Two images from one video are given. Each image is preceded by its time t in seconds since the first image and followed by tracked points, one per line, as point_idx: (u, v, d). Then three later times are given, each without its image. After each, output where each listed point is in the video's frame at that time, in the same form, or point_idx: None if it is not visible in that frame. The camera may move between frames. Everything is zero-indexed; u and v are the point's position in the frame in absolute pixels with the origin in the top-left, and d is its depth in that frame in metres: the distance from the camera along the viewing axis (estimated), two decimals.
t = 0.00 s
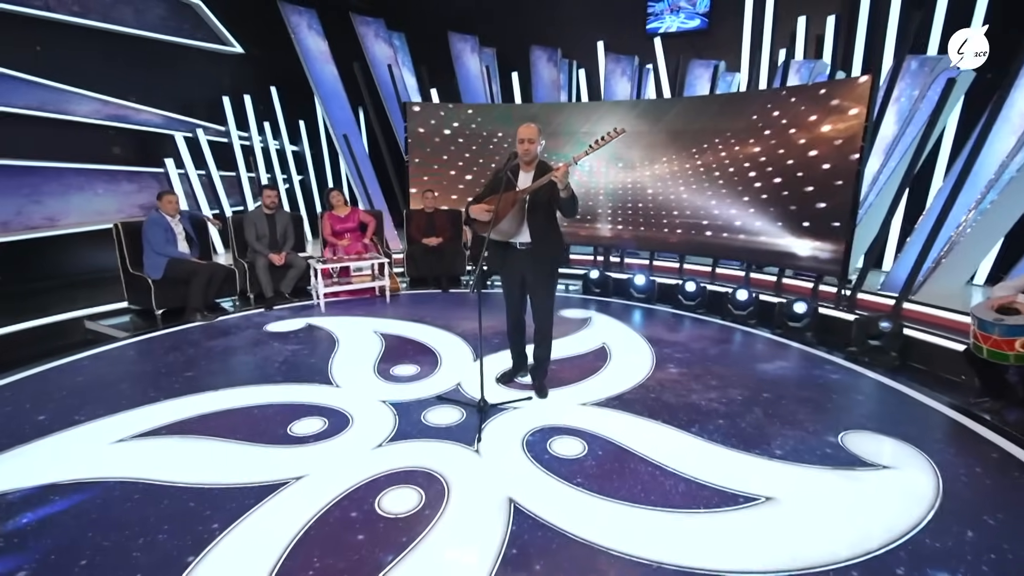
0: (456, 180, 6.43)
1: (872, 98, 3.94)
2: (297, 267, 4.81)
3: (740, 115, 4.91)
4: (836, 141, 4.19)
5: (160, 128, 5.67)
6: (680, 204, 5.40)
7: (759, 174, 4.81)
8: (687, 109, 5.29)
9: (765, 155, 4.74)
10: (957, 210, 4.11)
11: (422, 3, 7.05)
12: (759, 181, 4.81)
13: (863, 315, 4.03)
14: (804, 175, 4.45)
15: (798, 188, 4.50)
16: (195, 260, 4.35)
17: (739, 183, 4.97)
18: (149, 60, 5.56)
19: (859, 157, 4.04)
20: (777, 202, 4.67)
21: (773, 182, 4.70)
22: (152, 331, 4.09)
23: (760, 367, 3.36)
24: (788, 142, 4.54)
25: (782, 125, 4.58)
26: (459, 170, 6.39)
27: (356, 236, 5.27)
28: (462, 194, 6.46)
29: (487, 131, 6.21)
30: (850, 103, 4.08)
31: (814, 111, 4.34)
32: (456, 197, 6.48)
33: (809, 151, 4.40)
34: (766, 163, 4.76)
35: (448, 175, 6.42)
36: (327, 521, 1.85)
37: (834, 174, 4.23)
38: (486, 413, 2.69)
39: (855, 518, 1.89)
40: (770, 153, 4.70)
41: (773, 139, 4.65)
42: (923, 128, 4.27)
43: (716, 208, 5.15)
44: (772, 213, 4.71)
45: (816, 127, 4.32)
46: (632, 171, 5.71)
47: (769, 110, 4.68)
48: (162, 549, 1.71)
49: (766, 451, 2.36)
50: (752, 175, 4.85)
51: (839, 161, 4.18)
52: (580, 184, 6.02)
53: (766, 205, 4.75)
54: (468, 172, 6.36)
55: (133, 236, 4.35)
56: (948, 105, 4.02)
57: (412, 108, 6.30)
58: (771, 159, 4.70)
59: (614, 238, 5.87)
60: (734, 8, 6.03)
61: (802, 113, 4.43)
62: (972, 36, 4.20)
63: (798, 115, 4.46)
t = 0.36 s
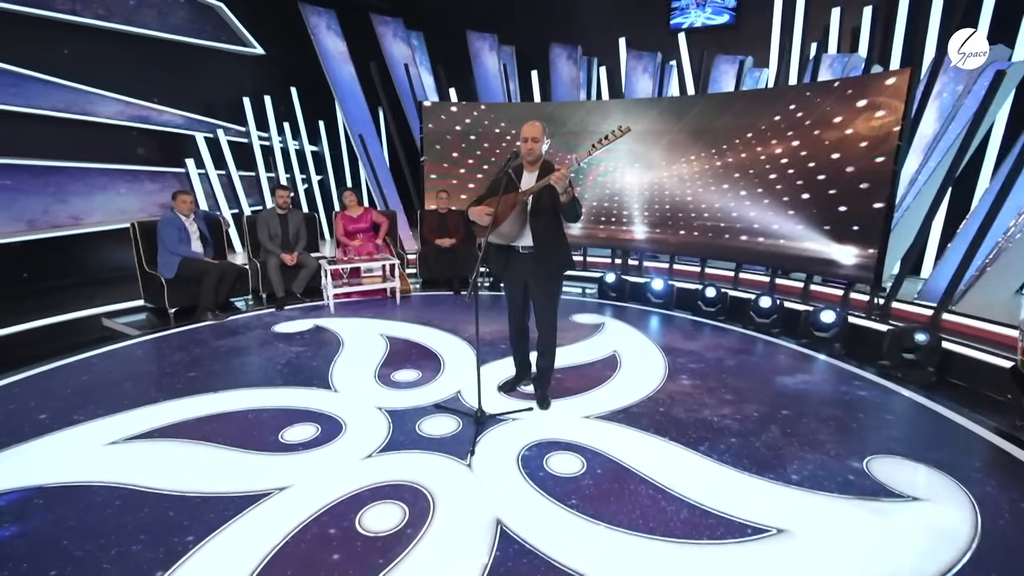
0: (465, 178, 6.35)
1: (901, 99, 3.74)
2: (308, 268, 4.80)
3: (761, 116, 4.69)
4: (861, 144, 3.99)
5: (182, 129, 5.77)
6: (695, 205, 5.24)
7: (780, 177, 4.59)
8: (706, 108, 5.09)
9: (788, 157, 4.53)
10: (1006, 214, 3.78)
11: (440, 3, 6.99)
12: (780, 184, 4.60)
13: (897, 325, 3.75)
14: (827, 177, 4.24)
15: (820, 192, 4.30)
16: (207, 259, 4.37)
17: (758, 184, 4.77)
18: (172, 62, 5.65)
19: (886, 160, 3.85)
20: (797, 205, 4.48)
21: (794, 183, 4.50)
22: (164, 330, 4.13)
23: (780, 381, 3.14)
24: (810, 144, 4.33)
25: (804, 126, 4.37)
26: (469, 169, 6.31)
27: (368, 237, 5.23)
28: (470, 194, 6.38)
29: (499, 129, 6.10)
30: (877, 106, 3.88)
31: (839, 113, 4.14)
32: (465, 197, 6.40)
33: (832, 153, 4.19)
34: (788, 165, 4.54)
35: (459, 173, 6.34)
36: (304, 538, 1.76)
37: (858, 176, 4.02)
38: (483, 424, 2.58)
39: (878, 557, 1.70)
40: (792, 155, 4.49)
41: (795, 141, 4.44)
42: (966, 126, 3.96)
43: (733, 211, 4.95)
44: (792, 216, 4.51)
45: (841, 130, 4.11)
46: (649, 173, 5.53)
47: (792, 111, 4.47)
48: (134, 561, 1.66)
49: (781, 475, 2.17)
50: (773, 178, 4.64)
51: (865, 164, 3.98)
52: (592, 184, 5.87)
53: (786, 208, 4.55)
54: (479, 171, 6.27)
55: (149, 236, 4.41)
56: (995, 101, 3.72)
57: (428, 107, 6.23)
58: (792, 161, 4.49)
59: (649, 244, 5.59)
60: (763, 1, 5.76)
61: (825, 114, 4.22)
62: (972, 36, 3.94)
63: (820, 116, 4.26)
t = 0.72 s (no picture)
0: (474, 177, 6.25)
1: (926, 101, 3.53)
2: (318, 268, 4.79)
3: (780, 117, 4.49)
4: (883, 146, 3.79)
5: (201, 130, 5.83)
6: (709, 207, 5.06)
7: (798, 180, 4.38)
8: (723, 108, 4.90)
9: (806, 159, 4.32)
10: None
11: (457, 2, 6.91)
12: (797, 186, 4.40)
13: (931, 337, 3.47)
14: (846, 180, 4.03)
15: (837, 194, 4.10)
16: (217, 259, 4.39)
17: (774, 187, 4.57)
18: (191, 63, 5.72)
19: (907, 164, 3.65)
20: (813, 207, 4.28)
21: (812, 186, 4.29)
22: (174, 329, 4.16)
23: (798, 395, 2.94)
24: (831, 146, 4.13)
25: (824, 127, 4.17)
26: (481, 168, 6.22)
27: (378, 237, 5.19)
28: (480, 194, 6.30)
29: (510, 126, 5.99)
30: (901, 107, 3.68)
31: (861, 114, 3.94)
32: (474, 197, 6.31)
33: (853, 155, 3.99)
34: (807, 167, 4.33)
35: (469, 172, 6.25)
36: (275, 555, 1.68)
37: (878, 179, 3.83)
38: (477, 435, 2.47)
39: None
40: (811, 156, 4.29)
41: (814, 142, 4.24)
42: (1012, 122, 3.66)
43: (748, 213, 4.76)
44: (810, 220, 4.30)
45: (863, 132, 3.92)
46: (663, 174, 5.35)
47: (813, 111, 4.26)
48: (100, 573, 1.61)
49: (792, 502, 1.99)
50: (790, 179, 4.44)
51: (885, 167, 3.79)
52: (604, 185, 5.72)
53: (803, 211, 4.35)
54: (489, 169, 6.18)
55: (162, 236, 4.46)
56: None
57: (445, 110, 6.18)
58: (811, 162, 4.28)
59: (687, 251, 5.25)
60: None
61: (847, 114, 4.01)
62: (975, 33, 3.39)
63: (841, 117, 4.05)
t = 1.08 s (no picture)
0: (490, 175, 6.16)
1: (956, 103, 3.31)
2: (331, 269, 4.81)
3: (805, 118, 4.28)
4: (908, 149, 3.57)
5: (224, 132, 5.95)
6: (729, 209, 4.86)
7: (820, 182, 4.17)
8: (745, 108, 4.70)
9: (830, 161, 4.10)
10: None
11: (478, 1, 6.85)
12: (818, 188, 4.18)
13: (971, 351, 3.20)
14: (870, 183, 3.81)
15: (859, 197, 3.88)
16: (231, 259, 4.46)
17: (795, 189, 4.35)
18: (216, 67, 5.83)
19: (933, 167, 3.42)
20: (834, 210, 4.07)
21: (834, 189, 4.07)
22: (189, 327, 4.24)
23: (817, 410, 2.74)
24: (855, 147, 3.91)
25: (849, 128, 3.96)
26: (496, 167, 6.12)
27: (392, 238, 5.18)
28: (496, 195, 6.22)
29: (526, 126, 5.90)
30: (930, 109, 3.45)
31: (888, 115, 3.72)
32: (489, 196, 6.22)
33: (877, 158, 3.77)
34: (830, 168, 4.11)
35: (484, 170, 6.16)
36: (246, 565, 1.64)
37: (901, 183, 3.61)
38: (469, 444, 2.39)
39: None
40: (835, 158, 4.06)
41: (838, 144, 4.03)
42: None
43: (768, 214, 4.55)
44: (832, 222, 4.08)
45: (889, 134, 3.70)
46: (680, 176, 5.18)
47: (838, 111, 4.05)
48: None
49: (799, 532, 1.83)
50: (811, 181, 4.23)
51: (910, 170, 3.56)
52: (619, 185, 5.57)
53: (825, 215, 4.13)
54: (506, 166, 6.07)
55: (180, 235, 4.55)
56: None
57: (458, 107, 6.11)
58: (834, 165, 4.07)
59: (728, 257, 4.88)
60: None
61: (873, 115, 3.80)
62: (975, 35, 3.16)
63: (867, 118, 3.84)
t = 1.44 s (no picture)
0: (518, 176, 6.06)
1: (998, 105, 3.14)
2: (349, 270, 4.84)
3: (834, 119, 4.08)
4: (942, 153, 3.42)
5: (252, 134, 6.11)
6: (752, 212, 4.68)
7: (848, 186, 4.02)
8: (773, 108, 4.49)
9: (859, 164, 3.95)
10: None
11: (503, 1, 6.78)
12: (846, 192, 4.04)
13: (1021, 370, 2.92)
14: (901, 188, 3.67)
15: (890, 202, 3.74)
16: (251, 259, 4.54)
17: (822, 192, 4.20)
18: (245, 70, 5.98)
19: (969, 174, 3.28)
20: (862, 214, 3.92)
21: (862, 193, 3.92)
22: (210, 324, 4.34)
23: (841, 430, 2.55)
24: (886, 150, 3.75)
25: (881, 130, 3.78)
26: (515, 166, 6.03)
27: (410, 239, 5.18)
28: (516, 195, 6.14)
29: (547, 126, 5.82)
30: (967, 112, 3.29)
31: (921, 118, 3.55)
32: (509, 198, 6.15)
33: (909, 162, 3.62)
34: (858, 172, 3.95)
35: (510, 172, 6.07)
36: (224, 572, 1.62)
37: (933, 188, 3.47)
38: (466, 454, 2.32)
39: None
40: (864, 162, 3.90)
41: (868, 147, 3.87)
42: None
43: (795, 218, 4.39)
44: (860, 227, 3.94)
45: (922, 137, 3.54)
46: (703, 180, 5.01)
47: (869, 113, 3.86)
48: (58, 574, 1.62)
49: (808, 565, 1.68)
50: (839, 185, 4.07)
51: (943, 176, 3.42)
52: (638, 185, 5.39)
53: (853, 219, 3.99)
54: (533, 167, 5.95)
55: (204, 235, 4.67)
56: None
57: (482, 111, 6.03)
58: (863, 168, 3.92)
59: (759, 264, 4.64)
60: None
61: (907, 118, 3.63)
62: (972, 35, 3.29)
63: (900, 120, 3.67)
